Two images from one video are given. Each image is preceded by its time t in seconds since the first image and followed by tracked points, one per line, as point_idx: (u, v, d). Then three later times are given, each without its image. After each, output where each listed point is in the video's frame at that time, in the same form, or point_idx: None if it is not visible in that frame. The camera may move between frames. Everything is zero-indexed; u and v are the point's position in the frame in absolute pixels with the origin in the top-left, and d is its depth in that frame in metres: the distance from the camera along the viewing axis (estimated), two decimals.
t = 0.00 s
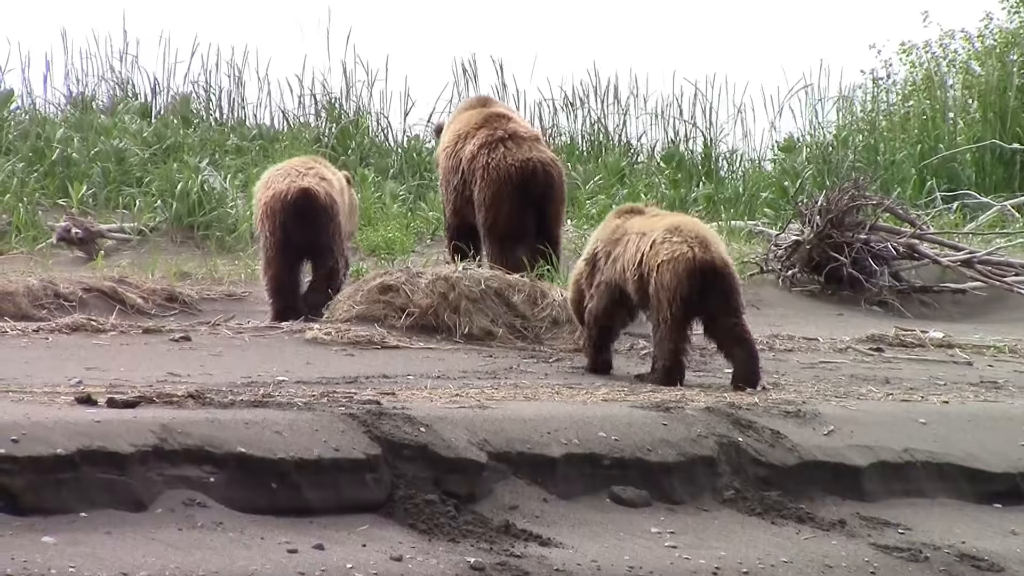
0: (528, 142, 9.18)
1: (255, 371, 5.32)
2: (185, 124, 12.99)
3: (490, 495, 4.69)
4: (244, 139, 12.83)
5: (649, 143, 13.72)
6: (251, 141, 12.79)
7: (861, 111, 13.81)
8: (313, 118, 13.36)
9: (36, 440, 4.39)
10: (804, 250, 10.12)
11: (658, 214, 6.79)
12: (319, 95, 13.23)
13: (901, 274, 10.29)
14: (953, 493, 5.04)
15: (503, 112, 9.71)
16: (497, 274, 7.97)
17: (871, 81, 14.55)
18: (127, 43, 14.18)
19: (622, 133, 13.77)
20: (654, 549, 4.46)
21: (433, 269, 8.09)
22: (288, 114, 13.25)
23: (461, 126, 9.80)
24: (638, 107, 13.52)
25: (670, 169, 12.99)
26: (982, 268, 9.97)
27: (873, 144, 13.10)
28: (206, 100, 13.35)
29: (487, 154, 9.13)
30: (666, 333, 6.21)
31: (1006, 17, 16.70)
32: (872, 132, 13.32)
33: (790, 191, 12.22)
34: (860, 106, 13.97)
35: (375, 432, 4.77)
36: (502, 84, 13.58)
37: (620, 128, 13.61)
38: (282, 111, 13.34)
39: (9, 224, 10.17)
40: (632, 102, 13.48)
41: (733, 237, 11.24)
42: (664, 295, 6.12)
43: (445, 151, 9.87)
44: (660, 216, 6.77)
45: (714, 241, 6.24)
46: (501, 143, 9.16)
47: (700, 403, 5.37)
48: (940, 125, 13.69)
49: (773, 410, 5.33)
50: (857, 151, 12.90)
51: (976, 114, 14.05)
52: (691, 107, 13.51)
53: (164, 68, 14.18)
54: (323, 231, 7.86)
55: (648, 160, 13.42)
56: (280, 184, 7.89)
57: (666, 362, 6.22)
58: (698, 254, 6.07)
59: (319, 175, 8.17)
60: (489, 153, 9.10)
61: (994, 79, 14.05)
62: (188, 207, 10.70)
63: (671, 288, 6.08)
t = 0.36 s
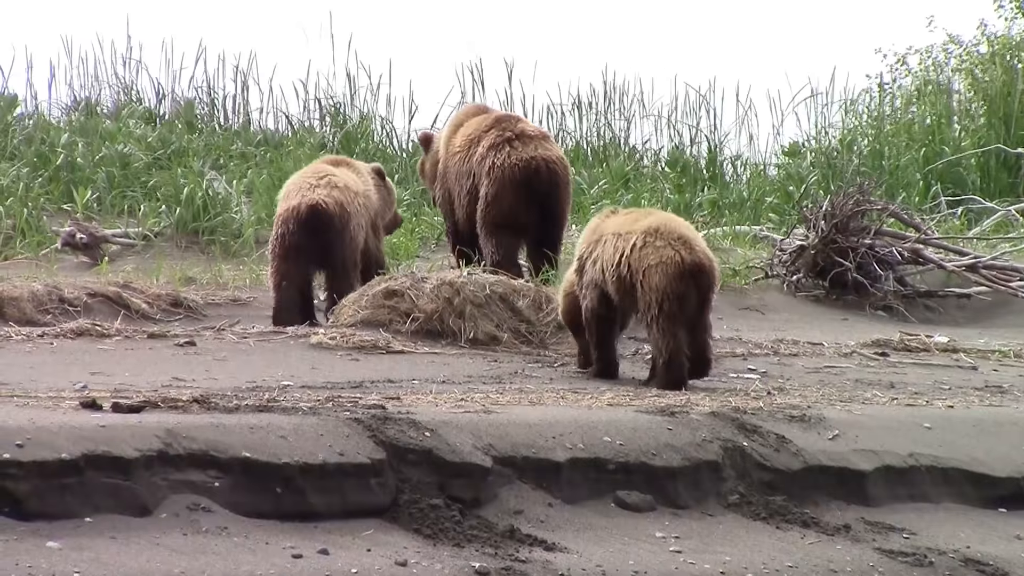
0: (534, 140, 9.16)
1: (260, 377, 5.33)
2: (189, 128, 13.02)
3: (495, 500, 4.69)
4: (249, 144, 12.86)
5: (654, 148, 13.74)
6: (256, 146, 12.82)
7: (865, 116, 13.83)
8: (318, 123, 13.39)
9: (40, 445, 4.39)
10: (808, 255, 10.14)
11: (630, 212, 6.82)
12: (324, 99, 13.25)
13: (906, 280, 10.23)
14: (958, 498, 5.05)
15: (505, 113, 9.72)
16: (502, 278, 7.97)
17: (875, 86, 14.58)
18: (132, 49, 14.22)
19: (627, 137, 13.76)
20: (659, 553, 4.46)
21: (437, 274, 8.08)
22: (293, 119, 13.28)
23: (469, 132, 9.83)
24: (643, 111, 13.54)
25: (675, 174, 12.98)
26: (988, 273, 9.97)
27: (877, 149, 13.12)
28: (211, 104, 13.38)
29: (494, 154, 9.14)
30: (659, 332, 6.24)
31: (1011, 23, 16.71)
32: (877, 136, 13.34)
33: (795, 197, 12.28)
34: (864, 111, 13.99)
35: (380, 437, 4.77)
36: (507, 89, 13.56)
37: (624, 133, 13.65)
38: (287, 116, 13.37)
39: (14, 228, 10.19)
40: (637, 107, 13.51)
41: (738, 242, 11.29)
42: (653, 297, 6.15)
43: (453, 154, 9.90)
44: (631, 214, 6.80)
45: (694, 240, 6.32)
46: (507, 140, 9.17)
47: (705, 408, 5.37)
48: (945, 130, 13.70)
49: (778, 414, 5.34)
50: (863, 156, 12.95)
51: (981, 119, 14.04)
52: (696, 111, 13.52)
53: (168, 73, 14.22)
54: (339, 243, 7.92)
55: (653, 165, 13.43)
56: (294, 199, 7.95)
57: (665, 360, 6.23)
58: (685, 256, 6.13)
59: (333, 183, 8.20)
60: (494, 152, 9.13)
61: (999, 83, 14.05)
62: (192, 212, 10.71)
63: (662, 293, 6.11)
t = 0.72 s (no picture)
0: (532, 141, 9.10)
1: (266, 384, 5.33)
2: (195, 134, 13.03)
3: (502, 505, 4.69)
4: (255, 150, 12.87)
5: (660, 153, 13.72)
6: (262, 152, 12.83)
7: (871, 121, 13.81)
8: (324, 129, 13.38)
9: (47, 452, 4.38)
10: (815, 260, 10.13)
11: (639, 214, 6.88)
12: (330, 104, 13.25)
13: (913, 284, 10.24)
14: (964, 504, 5.05)
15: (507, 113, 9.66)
16: (509, 283, 7.96)
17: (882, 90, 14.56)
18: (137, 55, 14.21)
19: (634, 141, 13.75)
20: (666, 559, 4.45)
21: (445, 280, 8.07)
22: (299, 124, 13.27)
23: (470, 129, 9.78)
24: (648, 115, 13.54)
25: (681, 180, 12.99)
26: (994, 278, 10.07)
27: (884, 154, 13.04)
28: (216, 109, 13.39)
29: (490, 152, 9.14)
30: (673, 329, 6.28)
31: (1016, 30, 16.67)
32: (883, 140, 13.31)
33: (802, 202, 12.28)
34: (871, 115, 13.95)
35: (386, 443, 4.77)
36: (514, 94, 13.57)
37: (631, 139, 13.64)
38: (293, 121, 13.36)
39: (20, 234, 10.19)
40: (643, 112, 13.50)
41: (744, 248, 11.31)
42: (672, 298, 6.23)
43: (454, 151, 9.87)
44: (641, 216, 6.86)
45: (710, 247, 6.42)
46: (504, 141, 9.13)
47: (711, 413, 5.38)
48: (951, 134, 13.65)
49: (784, 420, 5.34)
50: (870, 161, 12.84)
51: (988, 123, 14.02)
52: (702, 115, 13.51)
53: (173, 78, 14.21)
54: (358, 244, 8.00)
55: (659, 171, 13.40)
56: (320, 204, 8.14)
57: (675, 353, 6.25)
58: (706, 262, 6.24)
59: (365, 186, 8.25)
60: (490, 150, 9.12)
61: (1005, 89, 14.06)
62: (200, 218, 10.74)
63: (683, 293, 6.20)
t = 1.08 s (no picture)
0: (518, 141, 9.18)
1: (281, 385, 5.33)
2: (209, 135, 13.04)
3: (516, 506, 4.69)
4: (270, 151, 12.88)
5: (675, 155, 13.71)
6: (276, 152, 12.84)
7: (885, 122, 13.81)
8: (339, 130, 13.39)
9: (61, 452, 4.38)
10: (830, 261, 10.16)
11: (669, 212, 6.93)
12: (344, 106, 13.27)
13: (927, 284, 10.28)
14: (979, 504, 5.06)
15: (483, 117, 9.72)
16: (522, 284, 7.96)
17: (895, 91, 14.56)
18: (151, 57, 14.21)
19: (648, 142, 13.73)
20: (680, 559, 4.45)
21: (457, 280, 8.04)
22: (314, 125, 13.28)
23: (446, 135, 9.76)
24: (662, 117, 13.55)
25: (696, 181, 12.98)
26: (1008, 278, 10.18)
27: (899, 155, 13.04)
28: (230, 110, 13.40)
29: (478, 153, 9.16)
30: (674, 329, 6.41)
31: None
32: (898, 141, 13.33)
33: (816, 202, 12.28)
34: (885, 116, 13.96)
35: (401, 443, 4.77)
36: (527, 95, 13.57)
37: (645, 140, 13.65)
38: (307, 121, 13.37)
39: (34, 235, 10.19)
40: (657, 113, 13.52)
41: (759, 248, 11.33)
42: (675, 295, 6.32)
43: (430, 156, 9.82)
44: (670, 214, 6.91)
45: (727, 247, 6.43)
46: (491, 145, 9.14)
47: (725, 414, 5.38)
48: (965, 135, 13.64)
49: (798, 421, 5.34)
50: (884, 162, 12.89)
51: (1001, 124, 14.00)
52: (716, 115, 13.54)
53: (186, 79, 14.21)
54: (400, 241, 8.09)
55: (674, 171, 13.39)
56: (360, 201, 8.15)
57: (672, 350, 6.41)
58: (713, 264, 6.25)
59: (400, 188, 8.30)
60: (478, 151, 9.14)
61: (1017, 89, 14.05)
62: (213, 219, 10.71)
63: (685, 291, 6.28)
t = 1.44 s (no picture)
0: (510, 139, 9.22)
1: (295, 388, 5.34)
2: (221, 138, 13.06)
3: (530, 509, 4.69)
4: (283, 154, 12.90)
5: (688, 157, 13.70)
6: (290, 155, 12.86)
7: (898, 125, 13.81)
8: (352, 133, 13.41)
9: (75, 455, 4.38)
10: (842, 263, 10.14)
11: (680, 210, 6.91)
12: (357, 109, 13.29)
13: (941, 287, 10.29)
14: (993, 507, 5.06)
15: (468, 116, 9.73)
16: (534, 286, 7.97)
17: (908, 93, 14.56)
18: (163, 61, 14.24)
19: (661, 145, 13.73)
20: (694, 562, 4.44)
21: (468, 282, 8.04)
22: (327, 129, 13.30)
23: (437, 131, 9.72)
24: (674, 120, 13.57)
25: (709, 183, 12.96)
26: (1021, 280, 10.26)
27: (912, 158, 13.05)
28: (243, 114, 13.43)
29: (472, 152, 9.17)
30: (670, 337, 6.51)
31: None
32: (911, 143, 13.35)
33: (829, 204, 12.29)
34: (899, 119, 13.97)
35: (415, 446, 4.77)
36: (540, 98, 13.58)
37: (658, 143, 13.66)
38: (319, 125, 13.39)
39: (47, 239, 10.20)
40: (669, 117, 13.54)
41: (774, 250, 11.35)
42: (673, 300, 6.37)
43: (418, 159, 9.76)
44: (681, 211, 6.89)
45: (728, 248, 6.42)
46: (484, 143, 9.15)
47: (738, 416, 5.38)
48: (979, 137, 13.64)
49: (812, 424, 5.35)
50: (897, 164, 12.96)
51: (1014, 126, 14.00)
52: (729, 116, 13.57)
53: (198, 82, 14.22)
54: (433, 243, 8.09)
55: (687, 174, 13.39)
56: (392, 205, 8.16)
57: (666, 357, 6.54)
58: (710, 267, 6.27)
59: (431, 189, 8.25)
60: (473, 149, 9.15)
61: None
62: (226, 222, 10.73)
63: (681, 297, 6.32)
